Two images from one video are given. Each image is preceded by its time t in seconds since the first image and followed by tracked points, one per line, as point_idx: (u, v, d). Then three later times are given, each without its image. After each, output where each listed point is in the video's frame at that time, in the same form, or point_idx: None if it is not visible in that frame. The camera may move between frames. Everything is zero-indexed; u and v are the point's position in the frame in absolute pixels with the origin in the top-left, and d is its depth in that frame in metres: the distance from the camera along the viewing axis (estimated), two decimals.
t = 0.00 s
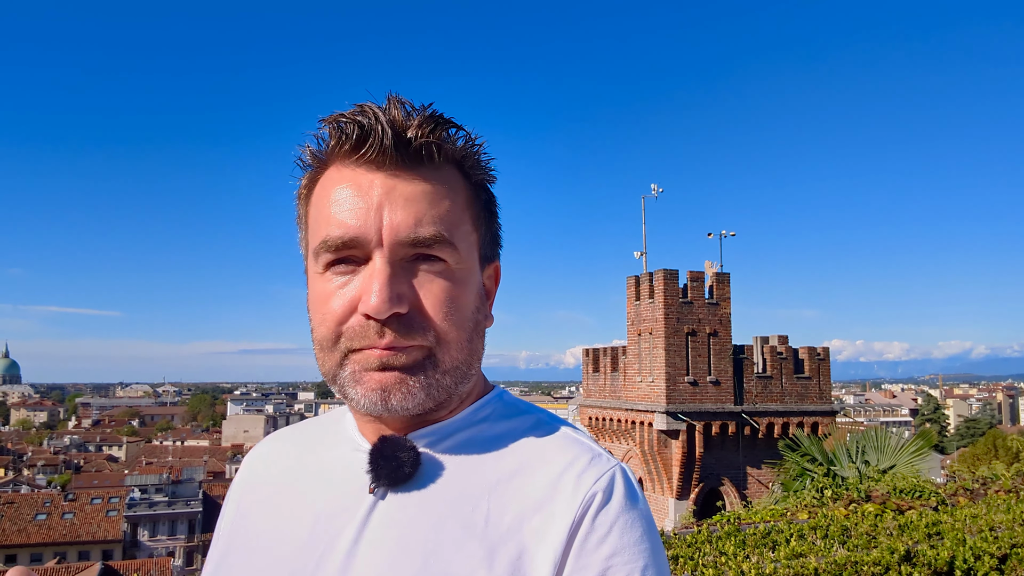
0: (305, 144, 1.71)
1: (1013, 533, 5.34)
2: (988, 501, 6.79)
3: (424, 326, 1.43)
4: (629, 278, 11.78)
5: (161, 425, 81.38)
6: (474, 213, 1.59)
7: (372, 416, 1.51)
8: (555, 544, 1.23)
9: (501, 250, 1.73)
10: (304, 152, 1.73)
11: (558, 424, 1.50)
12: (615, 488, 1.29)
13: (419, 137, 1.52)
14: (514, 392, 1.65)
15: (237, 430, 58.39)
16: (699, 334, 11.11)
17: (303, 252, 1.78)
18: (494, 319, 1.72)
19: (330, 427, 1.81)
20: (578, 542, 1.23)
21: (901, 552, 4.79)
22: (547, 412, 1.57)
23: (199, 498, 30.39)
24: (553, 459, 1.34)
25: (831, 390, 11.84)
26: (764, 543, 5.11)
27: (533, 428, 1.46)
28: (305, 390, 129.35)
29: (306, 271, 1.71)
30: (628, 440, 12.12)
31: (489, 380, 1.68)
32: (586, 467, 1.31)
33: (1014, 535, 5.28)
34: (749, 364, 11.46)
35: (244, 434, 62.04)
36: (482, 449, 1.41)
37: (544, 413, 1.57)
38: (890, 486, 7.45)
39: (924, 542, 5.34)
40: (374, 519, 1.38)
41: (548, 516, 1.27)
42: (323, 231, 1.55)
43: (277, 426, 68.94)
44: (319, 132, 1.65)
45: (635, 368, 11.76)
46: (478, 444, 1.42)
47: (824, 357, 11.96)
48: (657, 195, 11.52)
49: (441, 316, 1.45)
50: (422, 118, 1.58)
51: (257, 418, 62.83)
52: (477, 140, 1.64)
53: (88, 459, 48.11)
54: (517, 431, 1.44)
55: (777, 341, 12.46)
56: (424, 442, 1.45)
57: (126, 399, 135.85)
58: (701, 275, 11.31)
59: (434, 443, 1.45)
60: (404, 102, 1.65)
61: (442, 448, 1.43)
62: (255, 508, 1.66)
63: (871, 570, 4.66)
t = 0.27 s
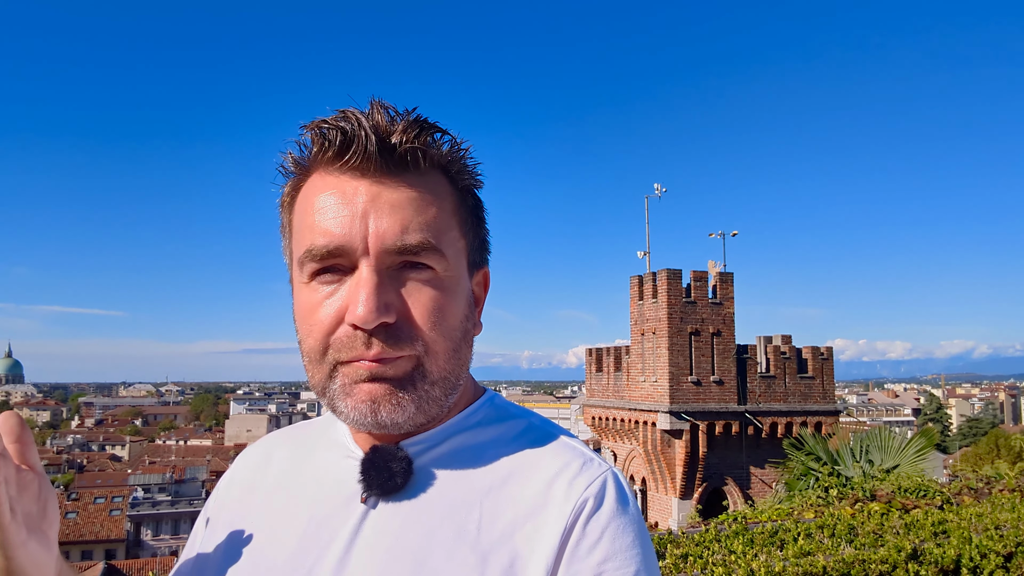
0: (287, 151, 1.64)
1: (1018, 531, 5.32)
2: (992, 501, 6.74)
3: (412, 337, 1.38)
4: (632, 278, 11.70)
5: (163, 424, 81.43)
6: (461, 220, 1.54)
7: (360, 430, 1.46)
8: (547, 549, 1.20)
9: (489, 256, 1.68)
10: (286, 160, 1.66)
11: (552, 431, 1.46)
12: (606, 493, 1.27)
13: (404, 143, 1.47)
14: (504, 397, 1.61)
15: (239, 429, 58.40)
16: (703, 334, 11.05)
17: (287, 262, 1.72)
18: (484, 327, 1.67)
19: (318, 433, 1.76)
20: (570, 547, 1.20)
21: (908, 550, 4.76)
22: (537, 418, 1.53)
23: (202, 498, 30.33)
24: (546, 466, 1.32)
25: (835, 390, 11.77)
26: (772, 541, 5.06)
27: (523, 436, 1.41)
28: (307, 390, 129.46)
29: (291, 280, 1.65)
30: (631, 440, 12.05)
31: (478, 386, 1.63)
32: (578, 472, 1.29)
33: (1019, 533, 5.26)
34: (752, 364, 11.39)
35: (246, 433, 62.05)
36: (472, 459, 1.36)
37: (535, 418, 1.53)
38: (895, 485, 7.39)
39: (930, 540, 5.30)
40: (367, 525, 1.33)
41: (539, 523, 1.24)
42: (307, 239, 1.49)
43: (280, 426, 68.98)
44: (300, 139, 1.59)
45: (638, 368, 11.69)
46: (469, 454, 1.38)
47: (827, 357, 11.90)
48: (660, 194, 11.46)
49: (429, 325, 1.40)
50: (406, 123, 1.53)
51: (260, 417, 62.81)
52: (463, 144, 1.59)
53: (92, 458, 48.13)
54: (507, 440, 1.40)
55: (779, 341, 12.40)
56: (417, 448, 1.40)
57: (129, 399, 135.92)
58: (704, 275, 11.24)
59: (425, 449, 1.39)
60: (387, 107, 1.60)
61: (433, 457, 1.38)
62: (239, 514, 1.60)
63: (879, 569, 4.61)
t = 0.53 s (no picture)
0: (298, 141, 1.62)
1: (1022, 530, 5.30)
2: (995, 500, 6.71)
3: (422, 328, 1.35)
4: (633, 278, 11.67)
5: (164, 425, 81.42)
6: (472, 212, 1.51)
7: (369, 425, 1.43)
8: (554, 548, 1.17)
9: (499, 250, 1.65)
10: (297, 150, 1.64)
11: (561, 427, 1.42)
12: (614, 490, 1.23)
13: (416, 134, 1.44)
14: (512, 393, 1.58)
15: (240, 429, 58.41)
16: (704, 334, 11.02)
17: (297, 254, 1.70)
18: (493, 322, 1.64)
19: (321, 429, 1.73)
20: (576, 544, 1.17)
21: (913, 548, 4.73)
22: (544, 413, 1.50)
23: (203, 498, 30.31)
24: (553, 462, 1.29)
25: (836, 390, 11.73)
26: (777, 540, 5.03)
27: (530, 430, 1.39)
28: (308, 390, 129.50)
29: (301, 272, 1.63)
30: (632, 440, 12.03)
31: (485, 380, 1.60)
32: (585, 469, 1.26)
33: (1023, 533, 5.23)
34: (753, 364, 11.36)
35: (247, 433, 62.04)
36: (480, 456, 1.33)
37: (542, 414, 1.50)
38: (897, 484, 7.36)
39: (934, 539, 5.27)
40: (374, 525, 1.30)
41: (546, 522, 1.21)
42: (318, 228, 1.47)
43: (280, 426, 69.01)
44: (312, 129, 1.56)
45: (639, 368, 11.67)
46: (477, 450, 1.34)
47: (828, 357, 11.88)
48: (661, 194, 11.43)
49: (439, 317, 1.37)
50: (418, 114, 1.50)
51: (260, 417, 62.80)
52: (475, 137, 1.56)
53: (92, 459, 48.12)
54: (514, 435, 1.37)
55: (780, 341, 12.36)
56: (423, 446, 1.38)
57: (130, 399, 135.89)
58: (705, 275, 11.21)
59: (430, 446, 1.37)
60: (399, 99, 1.57)
61: (440, 455, 1.35)
62: (244, 512, 1.58)
63: (884, 567, 4.58)
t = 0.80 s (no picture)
0: (321, 133, 1.63)
1: None
2: (997, 501, 6.70)
3: (444, 322, 1.36)
4: (633, 278, 11.68)
5: (164, 424, 81.37)
6: (494, 209, 1.52)
7: (388, 420, 1.44)
8: (568, 549, 1.17)
9: (518, 248, 1.66)
10: (320, 143, 1.65)
11: (574, 425, 1.43)
12: (626, 489, 1.23)
13: (441, 129, 1.45)
14: (526, 390, 1.58)
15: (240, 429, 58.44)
16: (704, 334, 11.03)
17: (317, 247, 1.71)
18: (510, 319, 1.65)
19: (336, 426, 1.74)
20: (590, 544, 1.17)
21: (915, 549, 4.73)
22: (558, 412, 1.50)
23: (202, 498, 30.28)
24: (567, 459, 1.29)
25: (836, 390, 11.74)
26: (778, 541, 5.03)
27: (546, 427, 1.39)
28: (308, 390, 129.55)
29: (320, 265, 1.64)
30: (632, 440, 12.04)
31: (499, 376, 1.61)
32: (599, 468, 1.25)
33: None
34: (753, 364, 11.38)
35: (246, 434, 62.01)
36: (495, 453, 1.34)
37: (555, 412, 1.51)
38: (898, 485, 7.36)
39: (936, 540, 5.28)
40: (388, 524, 1.31)
41: (559, 521, 1.21)
42: (341, 220, 1.48)
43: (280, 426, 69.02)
44: (336, 121, 1.58)
45: (639, 368, 11.67)
46: (493, 447, 1.35)
47: (828, 357, 11.89)
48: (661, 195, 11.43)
49: (459, 312, 1.38)
50: (442, 109, 1.51)
51: (260, 418, 62.77)
52: (498, 134, 1.58)
53: (92, 459, 48.10)
54: (531, 431, 1.38)
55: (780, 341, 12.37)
56: (438, 446, 1.38)
57: (130, 398, 135.90)
58: (705, 275, 11.22)
59: (444, 445, 1.38)
60: (424, 94, 1.59)
61: (456, 451, 1.36)
62: (261, 510, 1.60)
63: (886, 568, 4.58)
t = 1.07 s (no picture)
0: (342, 134, 1.70)
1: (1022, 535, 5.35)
2: (997, 504, 6.76)
3: (464, 319, 1.43)
4: (632, 278, 11.75)
5: (162, 425, 81.30)
6: (513, 207, 1.59)
7: (407, 416, 1.50)
8: (590, 551, 1.22)
9: (537, 244, 1.72)
10: (341, 142, 1.72)
11: (592, 427, 1.48)
12: (648, 492, 1.28)
13: (460, 128, 1.51)
14: (546, 392, 1.64)
15: (239, 428, 58.45)
16: (702, 334, 11.10)
17: (339, 245, 1.78)
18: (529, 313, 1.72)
19: (359, 426, 1.80)
20: (611, 546, 1.23)
21: (913, 553, 4.78)
22: (576, 414, 1.56)
23: (201, 497, 30.25)
24: (588, 461, 1.34)
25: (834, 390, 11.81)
26: (774, 543, 5.04)
27: (566, 429, 1.45)
28: (306, 389, 129.73)
29: (343, 263, 1.71)
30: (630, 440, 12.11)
31: (520, 377, 1.67)
32: (620, 470, 1.31)
33: None
34: (751, 364, 11.45)
35: (245, 433, 62.03)
36: (514, 455, 1.40)
37: (575, 414, 1.56)
38: (896, 487, 7.42)
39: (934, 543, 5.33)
40: (410, 523, 1.37)
41: (581, 524, 1.27)
42: (363, 220, 1.55)
43: (279, 426, 69.05)
44: (357, 121, 1.65)
45: (638, 368, 11.75)
46: (513, 449, 1.41)
47: (826, 357, 11.96)
48: (658, 195, 11.51)
49: (480, 310, 1.44)
50: (463, 108, 1.57)
51: (259, 417, 62.78)
52: (517, 132, 1.63)
53: (91, 458, 48.12)
54: (550, 433, 1.44)
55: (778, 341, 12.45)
56: (457, 449, 1.45)
57: (129, 398, 135.90)
58: (703, 275, 11.29)
59: (466, 451, 1.44)
60: (444, 94, 1.65)
61: (476, 452, 1.43)
62: (287, 506, 1.66)
63: (883, 571, 4.65)
